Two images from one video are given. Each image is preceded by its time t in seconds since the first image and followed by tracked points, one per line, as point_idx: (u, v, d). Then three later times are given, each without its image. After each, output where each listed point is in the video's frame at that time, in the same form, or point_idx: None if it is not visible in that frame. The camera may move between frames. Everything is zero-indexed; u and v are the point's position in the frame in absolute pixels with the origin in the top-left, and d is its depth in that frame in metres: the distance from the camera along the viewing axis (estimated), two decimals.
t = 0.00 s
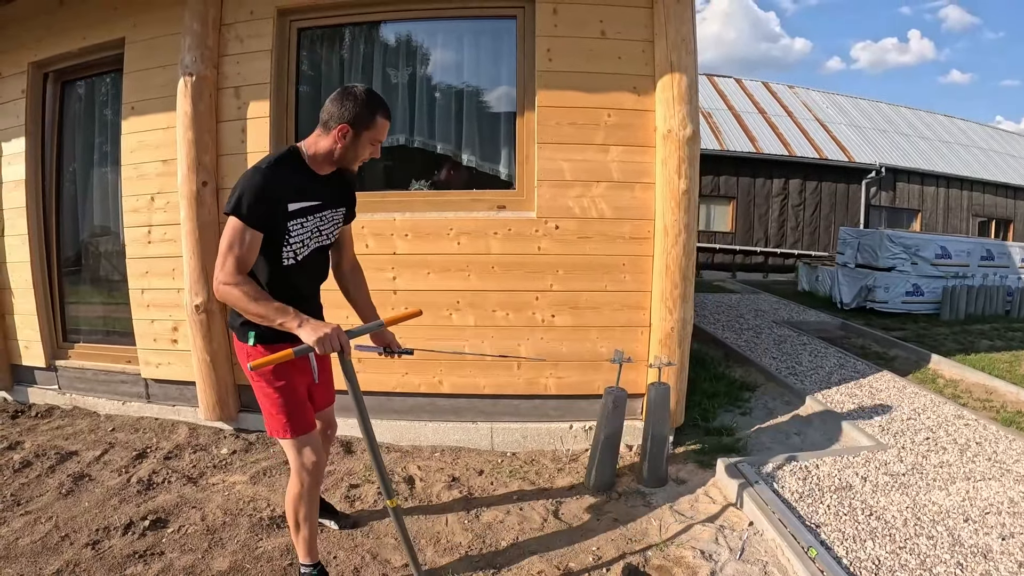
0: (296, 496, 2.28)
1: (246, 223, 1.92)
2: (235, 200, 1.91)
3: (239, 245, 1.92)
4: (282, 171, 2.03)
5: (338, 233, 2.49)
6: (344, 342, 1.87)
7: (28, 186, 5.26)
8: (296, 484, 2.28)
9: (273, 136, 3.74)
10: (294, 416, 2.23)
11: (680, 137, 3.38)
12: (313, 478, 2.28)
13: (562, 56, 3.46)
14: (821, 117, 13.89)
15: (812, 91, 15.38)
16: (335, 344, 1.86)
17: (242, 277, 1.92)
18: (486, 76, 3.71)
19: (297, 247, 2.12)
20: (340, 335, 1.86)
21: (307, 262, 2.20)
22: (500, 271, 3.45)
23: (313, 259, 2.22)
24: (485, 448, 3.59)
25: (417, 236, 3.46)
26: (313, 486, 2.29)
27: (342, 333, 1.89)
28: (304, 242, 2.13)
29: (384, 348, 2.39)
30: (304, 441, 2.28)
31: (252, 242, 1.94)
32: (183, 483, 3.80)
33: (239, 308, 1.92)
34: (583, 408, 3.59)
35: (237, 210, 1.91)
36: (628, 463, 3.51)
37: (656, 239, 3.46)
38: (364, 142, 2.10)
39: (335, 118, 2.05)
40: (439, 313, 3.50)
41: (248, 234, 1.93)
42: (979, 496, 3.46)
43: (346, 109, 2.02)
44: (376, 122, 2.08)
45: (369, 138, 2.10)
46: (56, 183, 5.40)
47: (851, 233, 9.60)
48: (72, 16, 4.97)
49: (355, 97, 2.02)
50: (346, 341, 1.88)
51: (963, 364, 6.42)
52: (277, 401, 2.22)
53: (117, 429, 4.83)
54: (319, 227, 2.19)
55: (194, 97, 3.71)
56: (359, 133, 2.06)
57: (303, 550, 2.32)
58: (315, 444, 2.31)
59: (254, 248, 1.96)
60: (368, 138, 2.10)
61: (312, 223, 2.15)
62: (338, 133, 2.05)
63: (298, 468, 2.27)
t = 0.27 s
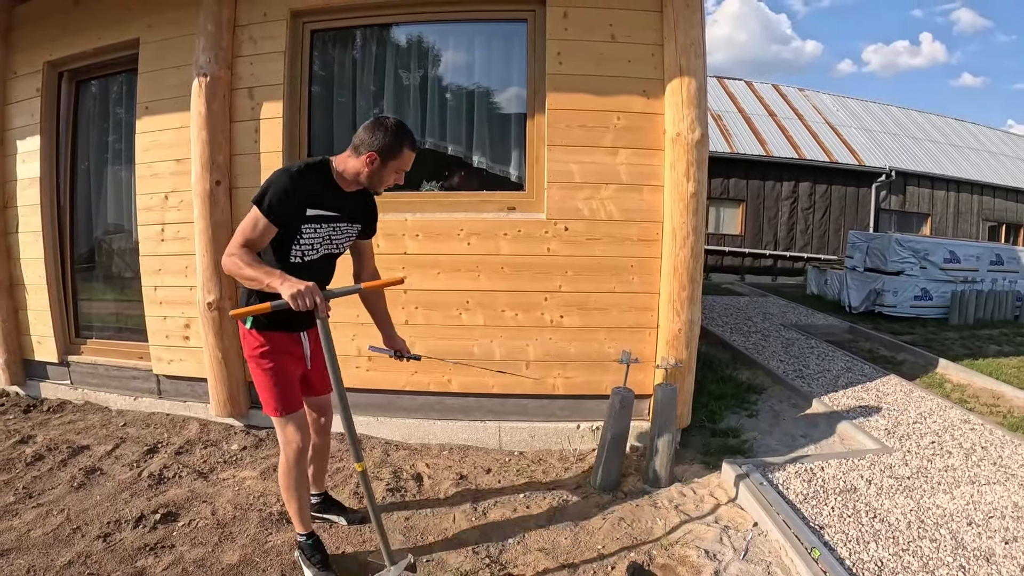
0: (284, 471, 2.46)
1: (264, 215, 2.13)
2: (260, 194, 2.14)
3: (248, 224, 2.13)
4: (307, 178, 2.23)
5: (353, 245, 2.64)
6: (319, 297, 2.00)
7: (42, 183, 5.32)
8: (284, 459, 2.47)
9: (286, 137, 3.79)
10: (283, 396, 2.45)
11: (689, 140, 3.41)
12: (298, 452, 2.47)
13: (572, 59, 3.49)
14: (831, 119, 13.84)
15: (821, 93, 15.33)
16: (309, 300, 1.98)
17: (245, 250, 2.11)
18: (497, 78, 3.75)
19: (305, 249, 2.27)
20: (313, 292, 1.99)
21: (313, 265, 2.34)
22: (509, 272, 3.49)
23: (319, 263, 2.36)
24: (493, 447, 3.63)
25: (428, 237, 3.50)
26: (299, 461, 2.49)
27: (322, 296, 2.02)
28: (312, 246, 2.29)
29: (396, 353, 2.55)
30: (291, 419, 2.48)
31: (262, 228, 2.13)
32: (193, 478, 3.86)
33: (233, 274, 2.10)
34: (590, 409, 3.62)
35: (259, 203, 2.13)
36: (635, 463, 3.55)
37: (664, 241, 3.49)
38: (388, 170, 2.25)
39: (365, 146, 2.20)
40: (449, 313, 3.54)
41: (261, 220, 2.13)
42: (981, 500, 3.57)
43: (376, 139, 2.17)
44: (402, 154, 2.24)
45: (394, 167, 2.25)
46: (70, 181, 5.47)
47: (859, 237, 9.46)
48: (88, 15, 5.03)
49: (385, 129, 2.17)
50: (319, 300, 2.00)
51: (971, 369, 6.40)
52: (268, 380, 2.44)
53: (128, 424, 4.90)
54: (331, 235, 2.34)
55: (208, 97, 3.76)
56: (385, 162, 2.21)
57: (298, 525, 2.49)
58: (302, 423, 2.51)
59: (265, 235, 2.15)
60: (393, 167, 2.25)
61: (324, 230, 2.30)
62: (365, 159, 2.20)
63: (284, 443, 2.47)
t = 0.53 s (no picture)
0: (283, 458, 2.67)
1: (285, 233, 2.23)
2: (286, 211, 2.24)
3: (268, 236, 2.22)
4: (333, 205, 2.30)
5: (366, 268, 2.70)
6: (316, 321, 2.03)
7: (54, 180, 5.37)
8: (282, 447, 2.66)
9: (298, 136, 3.82)
10: (279, 389, 2.59)
11: (700, 143, 3.42)
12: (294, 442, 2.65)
13: (583, 61, 3.51)
14: (840, 122, 13.79)
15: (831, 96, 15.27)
16: (306, 321, 2.03)
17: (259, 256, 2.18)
18: (509, 80, 3.77)
19: (313, 271, 2.39)
20: (311, 314, 2.03)
21: (317, 285, 2.46)
22: (520, 273, 3.51)
23: (323, 284, 2.48)
24: (501, 447, 3.65)
25: (439, 237, 3.52)
26: (296, 449, 2.67)
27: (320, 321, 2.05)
28: (320, 269, 2.41)
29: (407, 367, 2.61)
30: (287, 411, 2.62)
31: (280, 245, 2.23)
32: (202, 474, 3.89)
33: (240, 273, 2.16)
34: (598, 410, 3.63)
35: (283, 219, 2.23)
36: (643, 464, 3.57)
37: (674, 244, 3.50)
38: (414, 214, 2.31)
39: (394, 189, 2.26)
40: (459, 313, 3.56)
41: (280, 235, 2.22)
42: (988, 505, 3.59)
43: (406, 184, 2.23)
44: (429, 201, 2.30)
45: (420, 211, 2.31)
46: (82, 178, 5.52)
47: (869, 240, 9.39)
48: (102, 14, 5.08)
49: (416, 176, 2.23)
50: (316, 321, 2.04)
51: (979, 374, 6.37)
52: (264, 374, 2.56)
53: (138, 420, 4.94)
54: (341, 261, 2.44)
55: (221, 96, 3.79)
56: (412, 206, 2.27)
57: (297, 502, 2.76)
58: (298, 415, 2.65)
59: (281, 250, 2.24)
60: (419, 212, 2.31)
61: (336, 256, 2.41)
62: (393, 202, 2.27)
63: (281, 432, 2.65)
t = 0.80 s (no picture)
0: (281, 454, 2.68)
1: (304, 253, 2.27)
2: (311, 231, 2.28)
3: (287, 246, 2.28)
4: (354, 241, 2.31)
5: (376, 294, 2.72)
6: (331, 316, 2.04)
7: (64, 176, 5.40)
8: (279, 442, 2.67)
9: (309, 134, 3.83)
10: (277, 385, 2.60)
11: (709, 144, 3.42)
12: (291, 437, 2.67)
13: (594, 61, 3.51)
14: (848, 125, 13.74)
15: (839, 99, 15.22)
16: (322, 318, 2.03)
17: (276, 263, 2.23)
18: (519, 80, 3.77)
19: (322, 294, 2.42)
20: (326, 309, 2.04)
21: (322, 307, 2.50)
22: (529, 272, 3.51)
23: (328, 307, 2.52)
24: (509, 446, 3.65)
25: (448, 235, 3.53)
26: (293, 444, 2.68)
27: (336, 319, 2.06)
28: (329, 293, 2.44)
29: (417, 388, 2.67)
30: (282, 407, 2.64)
31: (299, 256, 2.28)
32: (210, 469, 3.90)
33: (253, 276, 2.18)
34: (606, 410, 3.63)
35: (307, 239, 2.28)
36: (650, 464, 3.57)
37: (683, 245, 3.50)
38: (430, 264, 2.36)
39: (414, 239, 2.31)
40: (468, 311, 3.57)
41: (300, 251, 2.28)
42: (996, 509, 3.57)
43: (426, 237, 2.27)
44: (445, 255, 2.35)
45: (436, 261, 2.37)
46: (92, 174, 5.55)
47: (878, 243, 9.35)
48: (114, 12, 5.10)
49: (437, 231, 2.28)
50: (331, 317, 2.05)
51: (987, 378, 6.33)
52: (259, 371, 2.57)
53: (146, 415, 4.97)
54: (350, 289, 2.48)
55: (232, 93, 3.81)
56: (429, 257, 2.32)
57: (300, 499, 2.76)
58: (294, 411, 2.67)
59: (298, 263, 2.28)
60: (435, 262, 2.36)
61: (347, 284, 2.44)
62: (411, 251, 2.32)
63: (278, 428, 2.66)
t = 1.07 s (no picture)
0: (280, 449, 2.67)
1: (320, 258, 2.27)
2: (330, 238, 2.28)
3: (303, 247, 2.29)
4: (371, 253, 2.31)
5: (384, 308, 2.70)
6: (348, 312, 2.05)
7: (69, 172, 5.41)
8: (279, 438, 2.66)
9: (315, 131, 3.83)
10: (277, 382, 2.60)
11: (716, 143, 3.41)
12: (291, 433, 2.66)
13: (601, 59, 3.50)
14: (854, 126, 13.69)
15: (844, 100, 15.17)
16: (342, 313, 2.04)
17: (292, 262, 2.23)
18: (526, 79, 3.76)
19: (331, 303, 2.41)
20: (345, 306, 2.05)
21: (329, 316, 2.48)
22: (534, 271, 3.50)
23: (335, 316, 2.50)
24: (513, 445, 3.64)
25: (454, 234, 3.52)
26: (293, 440, 2.67)
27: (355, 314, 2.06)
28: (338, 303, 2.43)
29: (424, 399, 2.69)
30: (282, 403, 2.63)
31: (314, 258, 2.28)
32: (213, 467, 3.90)
33: (268, 274, 2.18)
34: (611, 409, 3.62)
35: (326, 244, 2.28)
36: (655, 465, 3.55)
37: (689, 244, 3.49)
38: (439, 282, 2.37)
39: (426, 257, 2.31)
40: (473, 310, 3.56)
41: (317, 254, 2.28)
42: (1002, 511, 3.56)
43: (437, 257, 2.27)
44: (455, 275, 2.35)
45: (445, 279, 2.37)
46: (97, 170, 5.56)
47: (883, 245, 9.30)
48: (120, 8, 5.11)
49: (449, 251, 2.29)
50: (350, 314, 2.06)
51: (992, 380, 6.29)
52: (260, 367, 2.56)
53: (149, 412, 4.97)
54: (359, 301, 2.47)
55: (238, 90, 3.81)
56: (439, 275, 2.33)
57: (301, 496, 2.75)
58: (293, 407, 2.67)
59: (313, 265, 2.28)
60: (444, 281, 2.36)
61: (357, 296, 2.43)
62: (422, 269, 2.33)
63: (277, 424, 2.65)
